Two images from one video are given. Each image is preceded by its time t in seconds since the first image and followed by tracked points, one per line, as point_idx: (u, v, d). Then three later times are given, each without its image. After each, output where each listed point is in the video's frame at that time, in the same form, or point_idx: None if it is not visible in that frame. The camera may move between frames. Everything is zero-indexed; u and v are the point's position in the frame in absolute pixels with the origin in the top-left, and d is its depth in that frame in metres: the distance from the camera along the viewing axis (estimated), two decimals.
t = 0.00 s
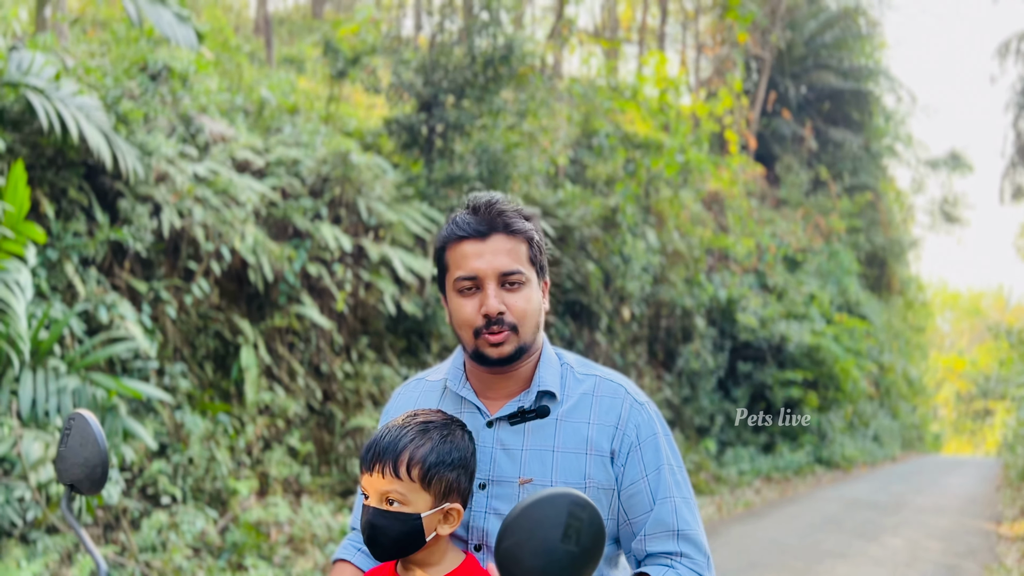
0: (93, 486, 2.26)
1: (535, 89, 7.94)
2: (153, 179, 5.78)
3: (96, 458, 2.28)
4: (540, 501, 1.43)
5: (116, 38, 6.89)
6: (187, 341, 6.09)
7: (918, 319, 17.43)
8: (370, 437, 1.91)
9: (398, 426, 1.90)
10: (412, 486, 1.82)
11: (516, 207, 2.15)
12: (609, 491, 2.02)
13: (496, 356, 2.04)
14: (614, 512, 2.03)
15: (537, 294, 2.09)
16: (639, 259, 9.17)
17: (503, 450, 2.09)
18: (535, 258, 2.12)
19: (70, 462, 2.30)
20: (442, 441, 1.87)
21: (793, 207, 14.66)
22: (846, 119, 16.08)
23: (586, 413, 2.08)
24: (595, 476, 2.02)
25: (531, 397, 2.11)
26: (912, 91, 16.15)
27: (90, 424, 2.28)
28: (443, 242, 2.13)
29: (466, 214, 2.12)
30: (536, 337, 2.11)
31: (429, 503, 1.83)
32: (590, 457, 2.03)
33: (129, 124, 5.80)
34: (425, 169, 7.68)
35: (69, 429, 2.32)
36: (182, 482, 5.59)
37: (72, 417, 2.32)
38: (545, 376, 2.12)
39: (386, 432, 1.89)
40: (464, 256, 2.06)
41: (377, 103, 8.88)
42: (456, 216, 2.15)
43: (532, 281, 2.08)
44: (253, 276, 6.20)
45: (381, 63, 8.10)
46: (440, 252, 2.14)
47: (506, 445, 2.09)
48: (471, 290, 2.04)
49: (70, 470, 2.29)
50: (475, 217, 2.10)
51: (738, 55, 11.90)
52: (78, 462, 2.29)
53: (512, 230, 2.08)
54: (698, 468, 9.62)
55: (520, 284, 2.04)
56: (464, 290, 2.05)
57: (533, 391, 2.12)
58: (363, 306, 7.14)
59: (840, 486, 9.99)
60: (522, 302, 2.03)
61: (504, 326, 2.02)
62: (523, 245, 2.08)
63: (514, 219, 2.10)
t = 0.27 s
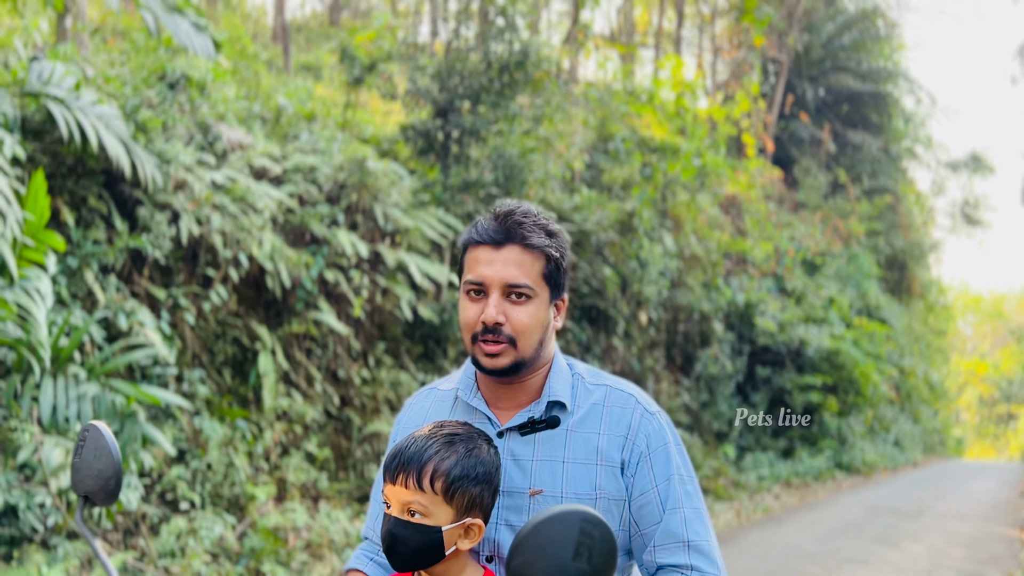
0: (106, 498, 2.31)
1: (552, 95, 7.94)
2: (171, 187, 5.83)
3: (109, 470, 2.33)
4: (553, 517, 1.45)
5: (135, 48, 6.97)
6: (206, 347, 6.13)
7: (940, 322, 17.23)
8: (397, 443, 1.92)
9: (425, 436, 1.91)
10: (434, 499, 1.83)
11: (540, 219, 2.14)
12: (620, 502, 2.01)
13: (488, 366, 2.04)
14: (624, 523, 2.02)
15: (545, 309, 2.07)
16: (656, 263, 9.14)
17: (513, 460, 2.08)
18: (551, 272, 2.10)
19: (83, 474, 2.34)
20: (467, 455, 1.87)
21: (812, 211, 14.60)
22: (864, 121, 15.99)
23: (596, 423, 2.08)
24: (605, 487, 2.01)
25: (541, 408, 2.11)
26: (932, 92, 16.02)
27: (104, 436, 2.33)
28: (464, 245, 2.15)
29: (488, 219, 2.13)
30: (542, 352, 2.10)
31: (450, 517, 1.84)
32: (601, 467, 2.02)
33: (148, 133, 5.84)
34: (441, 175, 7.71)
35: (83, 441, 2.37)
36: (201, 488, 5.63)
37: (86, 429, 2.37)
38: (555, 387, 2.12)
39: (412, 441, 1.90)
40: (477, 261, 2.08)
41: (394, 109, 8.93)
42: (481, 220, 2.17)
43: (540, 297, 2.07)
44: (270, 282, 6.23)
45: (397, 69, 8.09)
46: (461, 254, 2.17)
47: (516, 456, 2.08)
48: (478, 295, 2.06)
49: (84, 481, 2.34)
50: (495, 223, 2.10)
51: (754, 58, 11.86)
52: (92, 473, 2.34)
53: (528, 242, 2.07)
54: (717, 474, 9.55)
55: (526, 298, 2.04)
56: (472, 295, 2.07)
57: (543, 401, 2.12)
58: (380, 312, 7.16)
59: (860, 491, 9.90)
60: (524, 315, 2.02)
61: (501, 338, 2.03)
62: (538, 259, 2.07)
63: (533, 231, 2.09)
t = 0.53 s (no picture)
0: (114, 506, 2.33)
1: (564, 99, 7.93)
2: (186, 193, 5.86)
3: (117, 478, 2.35)
4: (557, 524, 1.47)
5: (150, 56, 7.03)
6: (221, 353, 6.16)
7: (958, 325, 17.05)
8: (416, 450, 1.92)
9: (445, 443, 1.90)
10: (453, 507, 1.83)
11: (561, 224, 2.13)
12: (637, 510, 2.00)
13: (515, 373, 2.04)
14: (641, 532, 2.01)
15: (569, 315, 2.08)
16: (670, 267, 9.11)
17: (530, 468, 2.07)
18: (574, 277, 2.10)
19: (92, 482, 2.37)
20: (488, 464, 1.87)
21: (827, 213, 14.52)
22: (880, 123, 15.89)
23: (613, 432, 2.06)
24: (623, 496, 2.00)
25: (558, 414, 2.10)
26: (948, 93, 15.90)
27: (111, 445, 2.34)
28: (483, 250, 2.13)
29: (509, 225, 2.11)
30: (565, 359, 2.10)
31: (468, 527, 1.84)
32: (618, 476, 2.01)
33: (163, 140, 5.88)
34: (454, 179, 7.72)
35: (91, 449, 2.39)
36: (216, 493, 5.65)
37: (94, 437, 2.39)
38: (573, 394, 2.10)
39: (432, 448, 1.90)
40: (500, 267, 2.06)
41: (407, 114, 8.96)
42: (500, 225, 2.15)
43: (565, 303, 2.07)
44: (285, 288, 6.25)
45: (410, 74, 8.16)
46: (479, 259, 2.15)
47: (533, 463, 2.08)
48: (502, 302, 2.05)
49: (92, 490, 2.36)
50: (517, 229, 2.09)
51: (769, 60, 11.80)
52: (99, 482, 2.36)
53: (552, 248, 2.06)
54: (732, 478, 9.49)
55: (552, 305, 2.04)
56: (495, 302, 2.05)
57: (560, 408, 2.11)
58: (394, 317, 7.17)
59: (878, 496, 9.81)
60: (551, 322, 2.02)
61: (528, 345, 2.02)
62: (562, 265, 2.07)
63: (557, 237, 2.08)
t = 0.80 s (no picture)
0: (117, 511, 2.34)
1: (573, 101, 7.93)
2: (197, 198, 5.89)
3: (120, 483, 2.35)
4: (555, 523, 1.46)
5: (161, 61, 7.08)
6: (232, 356, 6.18)
7: (971, 326, 16.92)
8: (426, 450, 1.93)
9: (455, 443, 1.91)
10: (461, 507, 1.83)
11: (578, 223, 2.13)
12: (648, 517, 1.99)
13: (531, 370, 2.03)
14: (650, 538, 2.00)
15: (585, 313, 2.07)
16: (680, 269, 9.09)
17: (540, 470, 2.07)
18: (590, 276, 2.10)
19: (95, 486, 2.38)
20: (497, 465, 1.87)
21: (838, 214, 14.45)
22: (890, 124, 15.82)
23: (626, 436, 2.06)
24: (633, 502, 1.99)
25: (570, 417, 2.09)
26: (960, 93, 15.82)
27: (113, 450, 2.35)
28: (500, 247, 2.13)
29: (526, 222, 2.11)
30: (579, 359, 2.09)
31: (476, 527, 1.83)
32: (630, 482, 2.00)
33: (173, 145, 5.91)
34: (464, 183, 7.73)
35: (94, 454, 2.40)
36: (227, 496, 5.66)
37: (97, 442, 2.40)
38: (585, 398, 2.10)
39: (442, 447, 1.91)
40: (518, 264, 2.06)
41: (416, 118, 8.99)
42: (517, 222, 2.15)
43: (581, 301, 2.07)
44: (295, 292, 6.27)
45: (419, 78, 8.16)
46: (495, 256, 2.14)
47: (543, 466, 2.07)
48: (518, 299, 2.04)
49: (96, 494, 2.37)
50: (535, 226, 2.09)
51: (778, 61, 11.77)
52: (103, 487, 2.37)
53: (570, 245, 2.06)
54: (744, 481, 9.45)
55: (569, 303, 2.03)
56: (512, 298, 2.05)
57: (572, 411, 2.10)
58: (404, 320, 7.17)
59: (891, 498, 9.74)
60: (568, 320, 2.02)
61: (545, 342, 2.02)
62: (579, 263, 2.07)
63: (575, 236, 2.08)
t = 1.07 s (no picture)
0: (119, 515, 2.35)
1: (579, 102, 7.92)
2: (203, 201, 5.90)
3: (121, 488, 2.36)
4: (553, 526, 1.46)
5: (167, 65, 7.10)
6: (238, 359, 6.19)
7: (980, 325, 16.83)
8: (424, 452, 1.93)
9: (453, 446, 1.91)
10: (458, 509, 1.83)
11: (573, 224, 2.14)
12: (649, 519, 1.98)
13: (528, 372, 2.03)
14: (652, 541, 1.99)
15: (582, 314, 2.07)
16: (687, 269, 9.07)
17: (541, 473, 2.06)
18: (585, 277, 2.10)
19: (96, 491, 2.39)
20: (494, 466, 1.86)
21: (845, 214, 14.41)
22: (897, 123, 15.78)
23: (626, 438, 2.05)
24: (634, 505, 1.98)
25: (570, 420, 2.09)
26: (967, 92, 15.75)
27: (113, 455, 2.36)
28: (495, 250, 2.13)
29: (521, 224, 2.12)
30: (577, 360, 2.09)
31: (473, 529, 1.83)
32: (630, 484, 1.99)
33: (179, 148, 5.92)
34: (469, 184, 7.73)
35: (94, 459, 2.41)
36: (234, 499, 5.67)
37: (97, 448, 2.41)
38: (585, 400, 2.09)
39: (439, 450, 1.91)
40: (513, 266, 2.06)
41: (422, 120, 9.04)
42: (512, 225, 2.15)
43: (578, 301, 2.06)
44: (301, 294, 6.27)
45: (424, 80, 8.15)
46: (491, 259, 2.15)
47: (543, 469, 2.06)
48: (515, 301, 2.04)
49: (96, 499, 2.38)
50: (529, 228, 2.09)
51: (784, 61, 11.73)
52: (103, 492, 2.37)
53: (565, 246, 2.07)
54: (752, 481, 9.42)
55: (565, 303, 2.03)
56: (508, 300, 2.05)
57: (572, 414, 2.10)
58: (410, 322, 7.17)
59: (900, 499, 9.70)
60: (564, 321, 2.01)
61: (542, 343, 2.02)
62: (574, 263, 2.07)
63: (569, 236, 2.08)
